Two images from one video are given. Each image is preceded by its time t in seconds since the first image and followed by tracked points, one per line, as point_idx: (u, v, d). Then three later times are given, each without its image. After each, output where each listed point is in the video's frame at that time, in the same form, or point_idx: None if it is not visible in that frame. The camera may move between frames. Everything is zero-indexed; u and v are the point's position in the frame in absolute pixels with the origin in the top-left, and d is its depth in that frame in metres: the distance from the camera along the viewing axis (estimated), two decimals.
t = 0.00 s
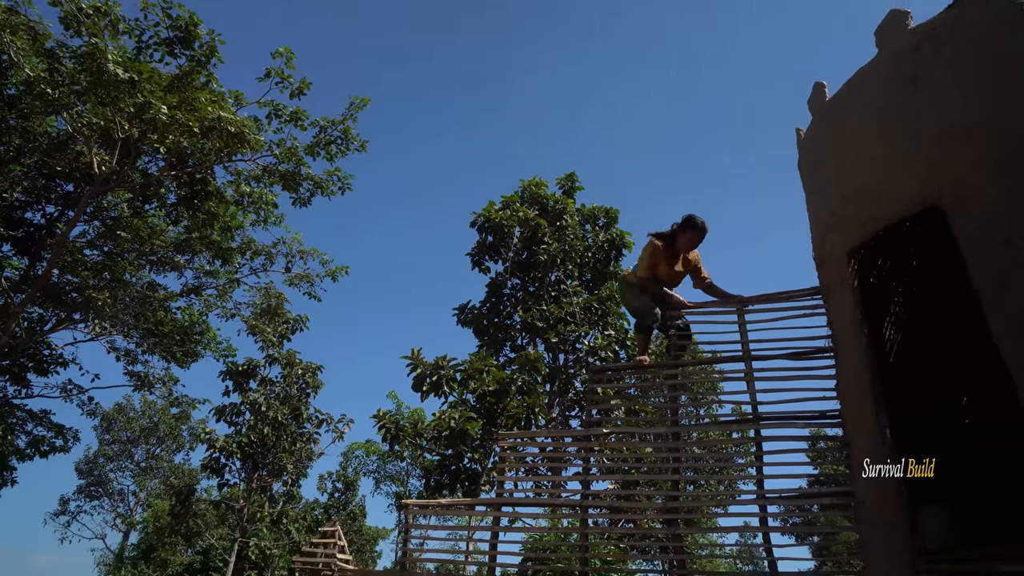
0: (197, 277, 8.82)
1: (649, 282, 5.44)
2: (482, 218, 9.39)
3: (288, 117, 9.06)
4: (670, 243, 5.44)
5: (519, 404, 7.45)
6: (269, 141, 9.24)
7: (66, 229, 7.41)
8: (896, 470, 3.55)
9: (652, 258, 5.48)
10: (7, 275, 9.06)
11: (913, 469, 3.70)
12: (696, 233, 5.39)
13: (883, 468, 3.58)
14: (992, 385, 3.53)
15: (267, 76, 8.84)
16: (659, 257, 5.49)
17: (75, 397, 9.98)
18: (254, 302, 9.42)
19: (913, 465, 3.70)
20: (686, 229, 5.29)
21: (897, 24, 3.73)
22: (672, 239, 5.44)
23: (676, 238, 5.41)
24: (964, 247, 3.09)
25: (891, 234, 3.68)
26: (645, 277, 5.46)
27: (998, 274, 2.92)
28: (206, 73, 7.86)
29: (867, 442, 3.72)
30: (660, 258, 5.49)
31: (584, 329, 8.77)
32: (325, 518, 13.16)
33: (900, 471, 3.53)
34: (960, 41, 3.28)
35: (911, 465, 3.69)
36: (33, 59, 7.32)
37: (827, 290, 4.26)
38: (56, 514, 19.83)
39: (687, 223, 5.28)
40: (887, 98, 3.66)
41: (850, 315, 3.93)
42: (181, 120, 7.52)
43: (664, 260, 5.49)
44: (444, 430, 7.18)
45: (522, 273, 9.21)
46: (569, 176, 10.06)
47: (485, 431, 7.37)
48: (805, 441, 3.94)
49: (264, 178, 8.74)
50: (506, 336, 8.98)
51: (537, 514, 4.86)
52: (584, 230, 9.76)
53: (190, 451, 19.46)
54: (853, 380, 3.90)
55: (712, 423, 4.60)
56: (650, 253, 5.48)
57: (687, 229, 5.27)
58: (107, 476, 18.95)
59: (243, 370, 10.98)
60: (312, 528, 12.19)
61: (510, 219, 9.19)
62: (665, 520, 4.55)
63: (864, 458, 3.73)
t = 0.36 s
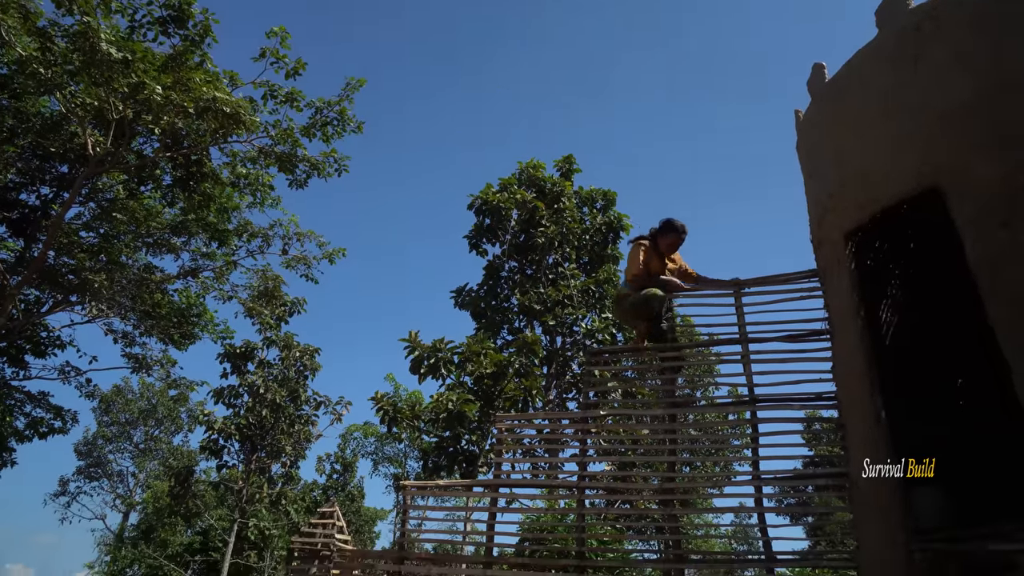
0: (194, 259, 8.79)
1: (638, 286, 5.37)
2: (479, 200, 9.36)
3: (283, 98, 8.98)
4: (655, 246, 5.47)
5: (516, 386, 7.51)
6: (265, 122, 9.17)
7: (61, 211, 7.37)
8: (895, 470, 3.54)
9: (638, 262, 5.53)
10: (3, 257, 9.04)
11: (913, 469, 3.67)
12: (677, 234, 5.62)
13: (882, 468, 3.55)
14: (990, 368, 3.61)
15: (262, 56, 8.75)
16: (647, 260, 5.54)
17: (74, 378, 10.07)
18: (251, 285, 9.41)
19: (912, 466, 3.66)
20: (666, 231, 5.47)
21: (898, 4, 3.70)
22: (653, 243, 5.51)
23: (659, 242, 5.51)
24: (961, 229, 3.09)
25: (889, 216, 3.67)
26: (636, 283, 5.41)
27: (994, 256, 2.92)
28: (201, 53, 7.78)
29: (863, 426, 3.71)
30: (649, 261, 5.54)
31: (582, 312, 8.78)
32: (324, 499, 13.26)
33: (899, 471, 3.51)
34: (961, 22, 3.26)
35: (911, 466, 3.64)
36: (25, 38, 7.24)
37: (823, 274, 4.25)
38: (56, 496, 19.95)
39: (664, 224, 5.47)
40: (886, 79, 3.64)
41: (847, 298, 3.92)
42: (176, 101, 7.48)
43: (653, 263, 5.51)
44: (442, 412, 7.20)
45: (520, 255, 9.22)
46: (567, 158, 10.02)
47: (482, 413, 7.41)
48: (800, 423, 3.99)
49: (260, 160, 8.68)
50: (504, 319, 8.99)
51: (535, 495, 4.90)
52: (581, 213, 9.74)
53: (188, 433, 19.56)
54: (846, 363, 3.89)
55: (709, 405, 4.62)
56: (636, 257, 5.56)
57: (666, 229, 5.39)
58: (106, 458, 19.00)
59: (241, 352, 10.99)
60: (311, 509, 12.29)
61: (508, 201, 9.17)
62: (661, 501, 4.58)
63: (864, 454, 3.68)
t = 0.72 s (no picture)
0: (194, 248, 8.77)
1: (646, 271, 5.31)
2: (480, 188, 9.33)
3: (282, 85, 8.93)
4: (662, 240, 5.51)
5: (517, 374, 7.53)
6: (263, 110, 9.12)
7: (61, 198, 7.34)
8: (895, 470, 3.44)
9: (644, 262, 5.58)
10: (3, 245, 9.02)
11: (912, 470, 3.58)
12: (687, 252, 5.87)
13: (882, 468, 3.49)
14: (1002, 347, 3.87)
15: (260, 43, 8.70)
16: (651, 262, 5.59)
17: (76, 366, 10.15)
18: (251, 273, 9.41)
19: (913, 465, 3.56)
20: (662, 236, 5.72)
21: None
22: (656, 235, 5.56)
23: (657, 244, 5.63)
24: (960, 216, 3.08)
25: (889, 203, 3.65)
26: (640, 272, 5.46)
27: (992, 244, 2.91)
28: (199, 39, 7.72)
29: (860, 415, 3.72)
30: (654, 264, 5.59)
31: (582, 301, 8.78)
32: (325, 486, 13.34)
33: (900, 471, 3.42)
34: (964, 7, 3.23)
35: (911, 466, 3.55)
36: (21, 24, 7.18)
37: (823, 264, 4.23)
38: (59, 482, 20.06)
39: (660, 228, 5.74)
40: (888, 65, 3.61)
41: (846, 284, 3.89)
42: (174, 88, 7.49)
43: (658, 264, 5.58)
44: (443, 400, 7.22)
45: (521, 244, 9.21)
46: (567, 145, 9.99)
47: (482, 400, 7.43)
48: (800, 411, 4.04)
49: (259, 147, 8.65)
50: (504, 307, 9.00)
51: (534, 482, 4.92)
52: (582, 201, 9.72)
53: (190, 420, 19.66)
54: (847, 354, 3.86)
55: (709, 392, 4.63)
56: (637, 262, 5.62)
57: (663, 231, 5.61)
58: (108, 445, 19.05)
59: (241, 341, 11.01)
60: (312, 496, 12.36)
61: (508, 189, 9.14)
62: (660, 488, 4.61)
63: (861, 447, 3.68)
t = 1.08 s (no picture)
0: (194, 236, 8.75)
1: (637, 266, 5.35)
2: (480, 176, 9.31)
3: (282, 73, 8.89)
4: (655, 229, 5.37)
5: (517, 363, 7.53)
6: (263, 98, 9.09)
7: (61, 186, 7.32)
8: (895, 470, 3.43)
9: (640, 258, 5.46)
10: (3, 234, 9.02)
11: (913, 470, 3.51)
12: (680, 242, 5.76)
13: (882, 469, 3.46)
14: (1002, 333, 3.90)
15: (259, 31, 8.66)
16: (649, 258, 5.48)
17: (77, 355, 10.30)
18: (251, 262, 9.40)
19: (913, 465, 3.48)
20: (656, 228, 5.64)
21: None
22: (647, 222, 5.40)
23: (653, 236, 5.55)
24: (963, 205, 3.07)
25: (890, 192, 3.63)
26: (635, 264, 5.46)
27: (996, 232, 2.90)
28: (198, 27, 7.66)
29: (861, 405, 3.71)
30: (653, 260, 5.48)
31: (582, 290, 8.77)
32: (326, 474, 13.41)
33: (900, 471, 3.40)
34: None
35: (911, 465, 3.47)
36: (18, 11, 7.14)
37: (824, 253, 4.22)
38: (62, 471, 20.17)
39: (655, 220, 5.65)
40: (891, 53, 3.59)
41: (847, 273, 3.88)
42: (173, 77, 7.41)
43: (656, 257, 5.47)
44: (443, 389, 7.25)
45: (521, 233, 9.21)
46: (568, 134, 9.95)
47: (482, 389, 7.46)
48: (799, 399, 4.05)
49: (259, 136, 8.63)
50: (504, 297, 8.99)
51: (534, 471, 4.94)
52: (582, 190, 9.70)
53: (191, 409, 19.74)
54: (848, 344, 3.85)
55: (708, 381, 4.64)
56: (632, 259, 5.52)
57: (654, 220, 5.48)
58: (110, 434, 19.13)
59: (242, 330, 11.03)
60: (314, 484, 12.43)
61: (509, 178, 9.12)
62: (660, 476, 4.63)
63: (859, 435, 3.69)
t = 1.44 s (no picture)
0: (194, 224, 8.74)
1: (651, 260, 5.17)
2: (480, 163, 9.28)
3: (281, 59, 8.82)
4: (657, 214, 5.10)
5: (518, 350, 7.54)
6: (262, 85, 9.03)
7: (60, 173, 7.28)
8: (896, 470, 3.39)
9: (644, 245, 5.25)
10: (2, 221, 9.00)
11: (913, 469, 3.46)
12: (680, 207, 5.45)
13: (882, 468, 3.43)
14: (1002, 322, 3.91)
15: (257, 16, 8.58)
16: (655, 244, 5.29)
17: (77, 343, 10.34)
18: (252, 249, 9.39)
19: (913, 465, 3.46)
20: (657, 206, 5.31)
21: None
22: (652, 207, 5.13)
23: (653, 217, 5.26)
24: (964, 193, 3.06)
25: (892, 179, 3.61)
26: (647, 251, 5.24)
27: (997, 219, 2.89)
28: (195, 13, 7.57)
29: (860, 394, 3.71)
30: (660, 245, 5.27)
31: (582, 277, 8.76)
32: (327, 460, 13.48)
33: (900, 471, 3.36)
34: None
35: (911, 465, 3.43)
36: None
37: (824, 241, 4.21)
38: (64, 457, 20.27)
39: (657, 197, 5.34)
40: (894, 38, 3.57)
41: (848, 261, 3.86)
42: (171, 62, 7.34)
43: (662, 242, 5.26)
44: (444, 375, 7.27)
45: (522, 220, 9.19)
46: (568, 120, 9.90)
47: (483, 377, 7.48)
48: (799, 387, 4.05)
49: (259, 123, 8.58)
50: (505, 284, 8.99)
51: (534, 458, 4.97)
52: (582, 177, 9.67)
53: (193, 396, 19.81)
54: (848, 331, 3.84)
55: (708, 368, 4.65)
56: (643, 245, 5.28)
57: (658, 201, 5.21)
58: (111, 420, 19.21)
59: (243, 317, 11.05)
60: (315, 470, 12.50)
61: (509, 165, 9.09)
62: (660, 463, 4.65)
63: (858, 422, 3.70)
